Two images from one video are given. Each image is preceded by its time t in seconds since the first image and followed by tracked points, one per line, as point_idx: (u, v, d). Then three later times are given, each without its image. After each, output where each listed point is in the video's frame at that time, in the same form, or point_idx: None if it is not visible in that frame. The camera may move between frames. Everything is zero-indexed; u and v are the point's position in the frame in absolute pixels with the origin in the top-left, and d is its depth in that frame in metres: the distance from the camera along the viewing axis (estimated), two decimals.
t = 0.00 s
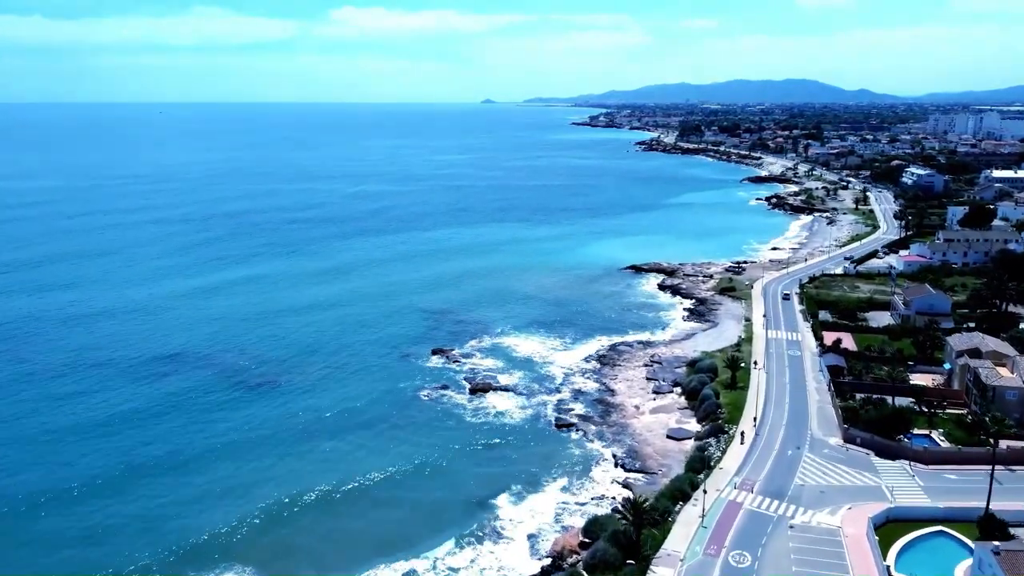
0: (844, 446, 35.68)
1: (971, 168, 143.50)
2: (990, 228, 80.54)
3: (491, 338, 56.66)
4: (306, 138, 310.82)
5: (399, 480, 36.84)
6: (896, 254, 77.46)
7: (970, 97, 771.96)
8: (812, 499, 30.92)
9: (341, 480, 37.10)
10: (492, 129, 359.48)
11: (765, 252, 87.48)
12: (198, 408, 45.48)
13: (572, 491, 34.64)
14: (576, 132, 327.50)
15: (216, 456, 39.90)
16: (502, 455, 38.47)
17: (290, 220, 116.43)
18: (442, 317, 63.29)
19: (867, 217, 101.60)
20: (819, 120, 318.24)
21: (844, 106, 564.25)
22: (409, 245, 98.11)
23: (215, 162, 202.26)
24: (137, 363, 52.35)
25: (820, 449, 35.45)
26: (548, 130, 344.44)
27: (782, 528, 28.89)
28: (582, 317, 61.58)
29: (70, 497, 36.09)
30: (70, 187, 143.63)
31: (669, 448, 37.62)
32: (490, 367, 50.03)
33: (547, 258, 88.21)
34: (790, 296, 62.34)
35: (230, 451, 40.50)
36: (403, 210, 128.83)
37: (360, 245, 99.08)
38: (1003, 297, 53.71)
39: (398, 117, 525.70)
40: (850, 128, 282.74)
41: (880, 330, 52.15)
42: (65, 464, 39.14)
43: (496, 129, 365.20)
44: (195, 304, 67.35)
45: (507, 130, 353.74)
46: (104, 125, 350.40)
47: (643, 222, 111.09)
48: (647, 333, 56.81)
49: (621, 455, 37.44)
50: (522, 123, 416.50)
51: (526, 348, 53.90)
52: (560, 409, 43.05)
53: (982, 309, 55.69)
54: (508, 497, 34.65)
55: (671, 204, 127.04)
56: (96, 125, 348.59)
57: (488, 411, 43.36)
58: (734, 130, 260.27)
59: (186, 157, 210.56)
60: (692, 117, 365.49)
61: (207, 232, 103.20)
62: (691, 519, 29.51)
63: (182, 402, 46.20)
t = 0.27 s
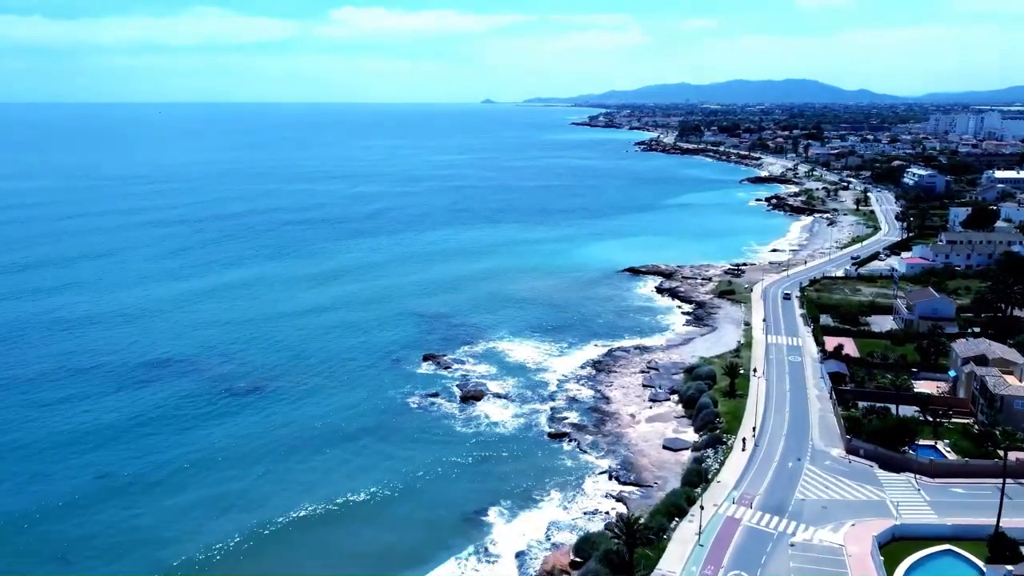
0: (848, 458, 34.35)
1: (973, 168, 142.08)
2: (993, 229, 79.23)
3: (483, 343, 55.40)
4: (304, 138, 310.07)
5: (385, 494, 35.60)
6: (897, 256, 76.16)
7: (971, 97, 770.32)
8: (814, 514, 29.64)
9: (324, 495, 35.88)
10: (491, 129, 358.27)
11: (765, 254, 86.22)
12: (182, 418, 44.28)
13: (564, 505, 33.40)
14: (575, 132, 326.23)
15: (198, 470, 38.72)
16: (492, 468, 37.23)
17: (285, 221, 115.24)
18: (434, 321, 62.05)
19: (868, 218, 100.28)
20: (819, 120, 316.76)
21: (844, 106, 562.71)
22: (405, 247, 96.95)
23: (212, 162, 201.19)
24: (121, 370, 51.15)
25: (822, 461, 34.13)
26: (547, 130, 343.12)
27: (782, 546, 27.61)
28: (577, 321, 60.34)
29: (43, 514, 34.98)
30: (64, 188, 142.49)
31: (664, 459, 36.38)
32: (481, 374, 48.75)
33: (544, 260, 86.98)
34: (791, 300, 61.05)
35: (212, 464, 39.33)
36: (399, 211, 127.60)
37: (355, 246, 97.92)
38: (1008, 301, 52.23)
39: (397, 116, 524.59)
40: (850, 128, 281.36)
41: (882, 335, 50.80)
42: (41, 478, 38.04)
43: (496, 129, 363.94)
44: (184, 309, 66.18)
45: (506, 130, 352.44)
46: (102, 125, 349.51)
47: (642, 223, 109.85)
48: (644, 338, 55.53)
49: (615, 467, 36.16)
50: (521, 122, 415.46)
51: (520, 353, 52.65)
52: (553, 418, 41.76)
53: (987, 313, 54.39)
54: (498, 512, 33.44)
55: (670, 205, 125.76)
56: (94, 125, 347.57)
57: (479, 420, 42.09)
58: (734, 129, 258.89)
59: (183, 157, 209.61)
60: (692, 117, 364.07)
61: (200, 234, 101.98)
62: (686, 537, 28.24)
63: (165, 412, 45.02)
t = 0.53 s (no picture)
0: (851, 471, 33.02)
1: (975, 168, 140.74)
2: (997, 231, 77.95)
3: (476, 348, 54.16)
4: (302, 138, 308.99)
5: (369, 510, 34.31)
6: (900, 258, 74.86)
7: (971, 97, 768.77)
8: (815, 532, 28.34)
9: (307, 510, 34.64)
10: (490, 129, 357.08)
11: (764, 255, 84.97)
12: (163, 429, 42.99)
13: (555, 520, 32.15)
14: (574, 132, 324.85)
15: (177, 484, 37.40)
16: (482, 480, 35.95)
17: (279, 222, 114.13)
18: (427, 325, 60.83)
19: (870, 220, 98.97)
20: (819, 120, 315.42)
21: (844, 106, 561.41)
22: (400, 249, 95.80)
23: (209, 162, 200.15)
24: (103, 378, 49.83)
25: (824, 474, 32.80)
26: (547, 129, 341.96)
27: (782, 566, 26.32)
28: (573, 325, 59.08)
29: (16, 529, 33.85)
30: (58, 187, 141.40)
31: (660, 472, 35.12)
32: (474, 380, 47.49)
33: (540, 262, 85.75)
34: (791, 304, 59.77)
35: (192, 478, 37.98)
36: (396, 212, 126.39)
37: (349, 249, 96.69)
38: (1014, 305, 51.01)
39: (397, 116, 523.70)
40: (850, 128, 280.02)
41: (885, 341, 49.52)
42: (16, 491, 36.92)
43: (495, 129, 362.74)
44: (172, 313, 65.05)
45: (505, 130, 351.15)
46: (100, 125, 348.72)
47: (640, 224, 108.65)
48: (641, 343, 54.26)
49: (609, 480, 34.91)
50: (520, 122, 414.28)
51: (513, 358, 51.42)
52: (545, 428, 40.49)
53: (992, 317, 53.08)
54: (487, 529, 32.14)
55: (669, 206, 124.52)
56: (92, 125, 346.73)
57: (469, 430, 40.75)
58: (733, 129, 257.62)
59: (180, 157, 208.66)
60: (691, 117, 362.83)
61: (193, 235, 100.85)
62: (681, 556, 26.97)
63: (146, 423, 43.72)
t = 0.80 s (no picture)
0: (855, 486, 31.60)
1: (977, 168, 139.38)
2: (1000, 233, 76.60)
3: (469, 354, 52.81)
4: (300, 138, 307.57)
5: (353, 527, 32.91)
6: (902, 261, 73.52)
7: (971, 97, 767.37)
8: (817, 553, 26.96)
9: (288, 527, 33.25)
10: (490, 129, 355.95)
11: (764, 258, 83.66)
12: (143, 441, 41.59)
13: (546, 539, 30.81)
14: (574, 132, 323.60)
15: (155, 498, 36.09)
16: (470, 495, 34.59)
17: (274, 223, 112.89)
18: (419, 330, 59.52)
19: (871, 221, 97.60)
20: (820, 120, 314.11)
21: (843, 106, 560.18)
22: (395, 252, 94.56)
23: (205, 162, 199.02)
24: (83, 387, 48.39)
25: (826, 489, 31.41)
26: (546, 129, 340.69)
27: None
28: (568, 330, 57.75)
29: None
30: (52, 188, 140.25)
31: (655, 486, 33.79)
32: (465, 388, 46.14)
33: (536, 265, 84.45)
34: (791, 308, 58.41)
35: (169, 492, 36.57)
36: (392, 213, 125.11)
37: (344, 251, 95.37)
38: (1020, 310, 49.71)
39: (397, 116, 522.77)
40: (851, 127, 278.67)
41: (888, 347, 48.14)
42: None
43: (494, 129, 361.50)
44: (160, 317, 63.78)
45: (505, 130, 349.80)
46: (98, 125, 347.71)
47: (638, 225, 107.34)
48: (637, 348, 52.92)
49: (602, 495, 33.58)
50: (519, 122, 412.95)
51: (507, 365, 50.09)
52: (538, 438, 39.14)
53: (997, 322, 51.76)
54: (474, 548, 30.78)
55: (668, 207, 123.21)
56: (90, 125, 345.72)
57: (458, 441, 39.38)
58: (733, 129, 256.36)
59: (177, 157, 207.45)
60: (691, 117, 361.47)
61: (185, 237, 99.56)
62: None
63: (126, 433, 42.41)
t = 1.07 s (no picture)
0: (860, 502, 30.28)
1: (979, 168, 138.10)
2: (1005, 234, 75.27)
3: (462, 360, 51.58)
4: (299, 138, 306.68)
5: (337, 543, 31.65)
6: (904, 263, 72.21)
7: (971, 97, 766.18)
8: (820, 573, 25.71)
9: (269, 543, 32.04)
10: (489, 129, 354.95)
11: (764, 260, 82.43)
12: (124, 451, 40.39)
13: (536, 556, 29.59)
14: (574, 132, 322.65)
15: (133, 511, 34.89)
16: (459, 510, 33.31)
17: (269, 225, 111.76)
18: (412, 335, 58.29)
19: (872, 222, 96.33)
20: (820, 120, 312.88)
21: (844, 106, 558.86)
22: (390, 254, 93.43)
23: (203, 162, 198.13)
24: (67, 395, 47.25)
25: (829, 504, 30.12)
26: (545, 129, 339.61)
27: None
28: (564, 335, 56.50)
29: None
30: (47, 188, 139.28)
31: (652, 500, 32.53)
32: (457, 395, 44.89)
33: (533, 267, 83.25)
34: (792, 312, 57.12)
35: (149, 506, 35.38)
36: (389, 214, 123.97)
37: (339, 253, 94.25)
38: None
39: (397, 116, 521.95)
40: (851, 127, 277.42)
41: (892, 352, 46.84)
42: None
43: (493, 129, 360.45)
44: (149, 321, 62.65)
45: (504, 130, 348.68)
46: (96, 125, 346.99)
47: (637, 226, 106.14)
48: (634, 354, 51.67)
49: (595, 510, 32.34)
50: (518, 122, 411.75)
51: (500, 371, 48.85)
52: (531, 449, 37.88)
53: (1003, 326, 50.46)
54: (462, 566, 29.54)
55: (667, 207, 122.02)
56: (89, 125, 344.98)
57: (447, 452, 38.14)
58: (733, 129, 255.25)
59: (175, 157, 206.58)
60: (691, 117, 360.30)
61: (179, 238, 98.41)
62: None
63: (108, 443, 41.24)
